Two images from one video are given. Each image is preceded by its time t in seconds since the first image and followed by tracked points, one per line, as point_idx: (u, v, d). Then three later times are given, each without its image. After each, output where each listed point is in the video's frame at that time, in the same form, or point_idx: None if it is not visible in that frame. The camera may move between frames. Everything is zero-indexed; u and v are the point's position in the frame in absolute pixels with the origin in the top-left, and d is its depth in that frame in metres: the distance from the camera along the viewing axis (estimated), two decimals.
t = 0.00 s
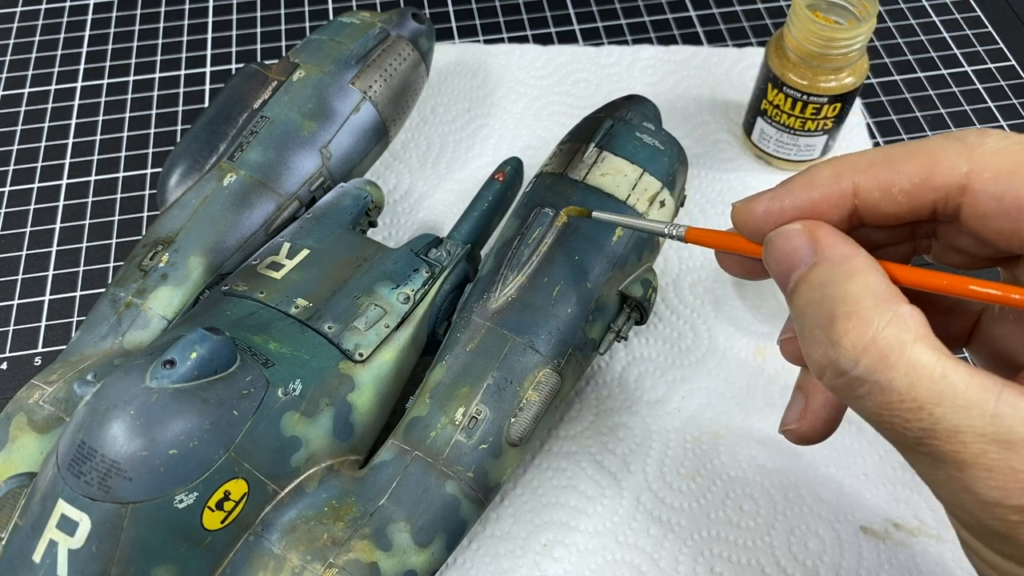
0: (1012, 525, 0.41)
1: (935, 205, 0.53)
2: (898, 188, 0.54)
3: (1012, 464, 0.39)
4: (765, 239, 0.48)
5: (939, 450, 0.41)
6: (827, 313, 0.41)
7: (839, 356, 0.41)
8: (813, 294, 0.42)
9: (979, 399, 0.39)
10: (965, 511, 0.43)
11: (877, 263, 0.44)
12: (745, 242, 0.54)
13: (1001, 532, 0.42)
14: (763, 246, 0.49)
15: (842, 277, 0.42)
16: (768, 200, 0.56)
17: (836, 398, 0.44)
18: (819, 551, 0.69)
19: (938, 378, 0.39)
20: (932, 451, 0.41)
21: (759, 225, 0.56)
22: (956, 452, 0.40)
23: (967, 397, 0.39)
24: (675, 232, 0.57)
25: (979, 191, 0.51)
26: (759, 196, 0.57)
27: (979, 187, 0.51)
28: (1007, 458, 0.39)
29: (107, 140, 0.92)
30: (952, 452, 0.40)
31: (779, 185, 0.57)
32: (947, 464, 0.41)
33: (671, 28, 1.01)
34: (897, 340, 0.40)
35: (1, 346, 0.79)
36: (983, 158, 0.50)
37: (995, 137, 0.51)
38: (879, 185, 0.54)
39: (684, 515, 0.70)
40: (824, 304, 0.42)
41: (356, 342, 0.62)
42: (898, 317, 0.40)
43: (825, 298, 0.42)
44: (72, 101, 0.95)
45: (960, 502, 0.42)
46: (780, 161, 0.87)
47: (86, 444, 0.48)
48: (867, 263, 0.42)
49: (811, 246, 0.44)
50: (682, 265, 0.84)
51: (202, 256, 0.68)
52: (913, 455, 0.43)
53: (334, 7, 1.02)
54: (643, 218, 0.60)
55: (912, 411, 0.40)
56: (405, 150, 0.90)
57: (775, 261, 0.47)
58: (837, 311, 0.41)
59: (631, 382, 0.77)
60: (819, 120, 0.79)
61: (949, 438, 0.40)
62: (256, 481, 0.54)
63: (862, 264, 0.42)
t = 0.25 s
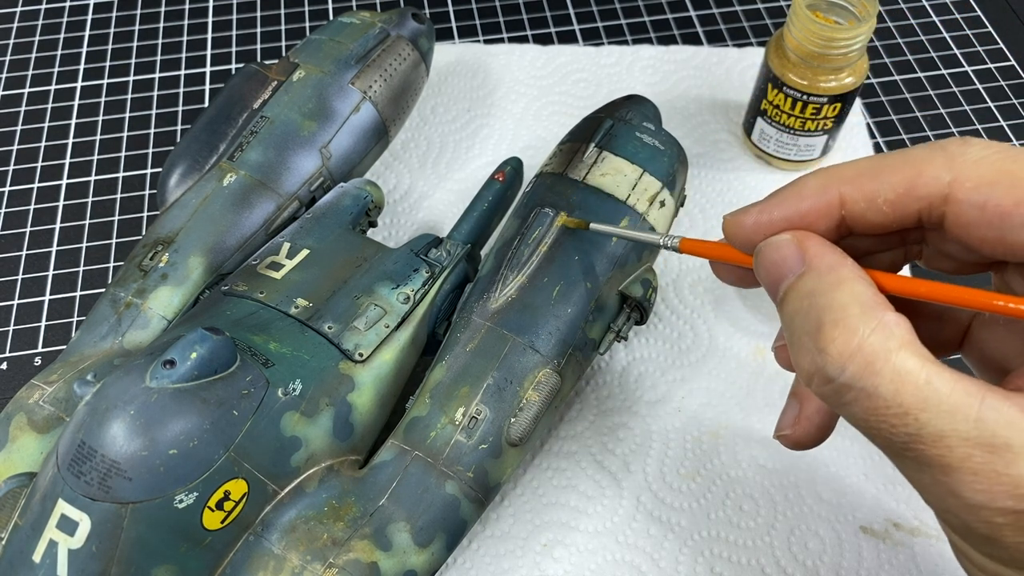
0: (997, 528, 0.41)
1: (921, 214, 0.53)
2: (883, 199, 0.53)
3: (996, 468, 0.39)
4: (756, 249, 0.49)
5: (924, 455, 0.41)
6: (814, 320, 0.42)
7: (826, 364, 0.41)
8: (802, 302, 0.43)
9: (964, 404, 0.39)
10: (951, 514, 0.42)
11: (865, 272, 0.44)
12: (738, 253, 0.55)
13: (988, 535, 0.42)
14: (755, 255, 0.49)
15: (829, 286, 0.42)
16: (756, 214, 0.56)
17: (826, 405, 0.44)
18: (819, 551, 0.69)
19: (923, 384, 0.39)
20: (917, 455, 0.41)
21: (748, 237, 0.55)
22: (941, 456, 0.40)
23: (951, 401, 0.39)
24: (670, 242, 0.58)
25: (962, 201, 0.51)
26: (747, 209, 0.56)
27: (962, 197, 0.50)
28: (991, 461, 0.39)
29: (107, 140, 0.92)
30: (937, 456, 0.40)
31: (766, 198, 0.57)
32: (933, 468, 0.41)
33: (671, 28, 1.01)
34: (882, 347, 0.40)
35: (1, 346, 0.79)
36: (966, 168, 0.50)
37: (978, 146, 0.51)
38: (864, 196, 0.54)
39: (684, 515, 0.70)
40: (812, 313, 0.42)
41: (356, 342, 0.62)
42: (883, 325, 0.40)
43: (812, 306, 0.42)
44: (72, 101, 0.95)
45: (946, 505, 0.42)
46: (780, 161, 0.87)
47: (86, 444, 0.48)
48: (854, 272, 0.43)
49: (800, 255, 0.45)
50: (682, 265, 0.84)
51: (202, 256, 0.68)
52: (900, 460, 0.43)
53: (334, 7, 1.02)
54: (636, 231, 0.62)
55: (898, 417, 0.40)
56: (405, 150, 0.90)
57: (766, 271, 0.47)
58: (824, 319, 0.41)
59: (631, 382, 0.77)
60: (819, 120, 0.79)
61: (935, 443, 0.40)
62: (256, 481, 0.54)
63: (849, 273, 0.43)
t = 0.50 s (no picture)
0: (1002, 546, 0.40)
1: (917, 225, 0.53)
2: (878, 211, 0.53)
3: (1001, 485, 0.39)
4: (749, 261, 0.48)
5: (927, 472, 0.40)
6: (813, 335, 0.41)
7: (825, 380, 0.41)
8: (799, 317, 0.42)
9: (966, 420, 0.39)
10: (956, 532, 0.42)
11: (860, 285, 0.44)
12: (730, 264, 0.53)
13: (992, 553, 0.41)
14: (748, 267, 0.48)
15: (827, 300, 0.42)
16: (749, 225, 0.54)
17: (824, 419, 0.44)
18: (819, 551, 0.69)
19: (925, 400, 0.39)
20: (920, 472, 0.41)
21: (742, 250, 0.53)
22: (944, 473, 0.40)
23: (954, 417, 0.39)
24: (661, 254, 0.55)
25: (959, 212, 0.50)
26: (741, 221, 0.55)
27: (959, 209, 0.50)
28: (996, 478, 0.39)
29: (107, 140, 0.92)
30: (941, 473, 0.40)
31: (760, 209, 0.56)
32: (935, 486, 0.41)
33: (671, 28, 1.01)
34: (882, 362, 0.40)
35: (1, 346, 0.79)
36: (962, 179, 0.50)
37: (974, 157, 0.50)
38: (859, 208, 0.53)
39: (684, 515, 0.70)
40: (810, 328, 0.42)
41: (356, 342, 0.62)
42: (883, 340, 0.40)
43: (810, 321, 0.42)
44: (72, 101, 0.95)
45: (950, 522, 0.41)
46: (780, 161, 0.87)
47: (86, 444, 0.48)
48: (850, 285, 0.42)
49: (795, 268, 0.44)
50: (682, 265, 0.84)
51: (202, 256, 0.68)
52: (904, 479, 0.42)
53: (333, 7, 1.02)
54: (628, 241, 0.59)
55: (900, 433, 0.40)
56: (405, 150, 0.90)
57: (759, 284, 0.46)
58: (822, 334, 0.41)
59: (631, 382, 0.77)
60: (819, 120, 0.79)
61: (938, 460, 0.40)
62: (256, 481, 0.54)
63: (847, 286, 0.42)
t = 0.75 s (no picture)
0: (992, 545, 0.40)
1: (905, 231, 0.53)
2: (867, 217, 0.53)
3: (990, 485, 0.39)
4: (743, 266, 0.49)
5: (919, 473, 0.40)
6: (804, 339, 0.41)
7: (817, 383, 0.41)
8: (790, 321, 0.43)
9: (954, 421, 0.39)
10: (947, 532, 0.42)
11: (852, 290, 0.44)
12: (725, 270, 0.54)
13: (982, 553, 0.41)
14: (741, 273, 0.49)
15: (818, 304, 0.42)
16: (740, 232, 0.55)
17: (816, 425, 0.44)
18: (819, 551, 0.69)
19: (916, 402, 0.39)
20: (911, 473, 0.41)
21: (734, 255, 0.54)
22: (935, 474, 0.40)
23: (942, 419, 0.39)
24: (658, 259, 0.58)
25: (945, 217, 0.50)
26: (733, 226, 0.55)
27: (946, 214, 0.50)
28: (985, 478, 0.39)
29: (107, 140, 0.92)
30: (930, 474, 0.40)
31: (749, 216, 0.56)
32: (926, 486, 0.41)
33: (671, 28, 1.01)
34: (873, 365, 0.40)
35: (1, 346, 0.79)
36: (949, 185, 0.50)
37: (960, 162, 0.50)
38: (848, 214, 0.53)
39: (684, 515, 0.70)
40: (801, 332, 0.42)
41: (356, 342, 0.62)
42: (873, 343, 0.40)
43: (801, 324, 0.42)
44: (72, 101, 0.95)
45: (939, 522, 0.41)
46: (780, 161, 0.87)
47: (86, 444, 0.48)
48: (841, 289, 0.43)
49: (787, 272, 0.45)
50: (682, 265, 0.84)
51: (202, 256, 0.68)
52: (895, 480, 0.42)
53: (334, 7, 1.02)
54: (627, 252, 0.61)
55: (891, 436, 0.40)
56: (405, 150, 0.90)
57: (753, 288, 0.47)
58: (814, 338, 0.41)
59: (631, 382, 0.77)
60: (819, 120, 0.79)
61: (928, 460, 0.40)
62: (257, 481, 0.54)
63: (837, 290, 0.42)
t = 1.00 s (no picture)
0: (1005, 541, 0.41)
1: (919, 223, 0.53)
2: (880, 209, 0.53)
3: (1002, 481, 0.39)
4: (753, 258, 0.48)
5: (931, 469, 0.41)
6: (818, 332, 0.41)
7: (830, 377, 0.41)
8: (803, 313, 0.42)
9: (969, 417, 0.39)
10: (960, 529, 0.42)
11: (865, 283, 0.44)
12: (732, 262, 0.53)
13: (994, 549, 0.42)
14: (752, 263, 0.48)
15: (832, 297, 0.41)
16: (751, 224, 0.54)
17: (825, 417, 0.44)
18: (819, 551, 0.69)
19: (928, 397, 0.39)
20: (924, 469, 0.41)
21: (746, 246, 0.53)
22: (949, 469, 0.40)
23: (957, 414, 0.39)
24: (664, 251, 0.55)
25: (960, 210, 0.50)
26: (744, 219, 0.54)
27: (961, 206, 0.50)
28: (999, 474, 0.39)
29: (106, 140, 0.92)
30: (945, 469, 0.40)
31: (761, 208, 0.55)
32: (940, 483, 0.41)
33: (671, 28, 1.01)
34: (887, 359, 0.39)
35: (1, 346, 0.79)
36: (965, 178, 0.50)
37: (977, 155, 0.51)
38: (862, 206, 0.53)
39: (684, 515, 0.70)
40: (814, 324, 0.41)
41: (356, 342, 0.62)
42: (887, 338, 0.40)
43: (815, 317, 0.41)
44: (72, 101, 0.95)
45: (952, 518, 0.42)
46: (780, 161, 0.87)
47: (86, 444, 0.48)
48: (855, 283, 0.42)
49: (800, 265, 0.44)
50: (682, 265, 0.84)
51: (202, 256, 0.68)
52: (907, 474, 0.43)
53: (334, 7, 1.02)
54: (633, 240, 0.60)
55: (905, 430, 0.40)
56: (405, 150, 0.90)
57: (765, 279, 0.46)
58: (828, 331, 0.40)
59: (631, 382, 0.77)
60: (819, 120, 0.79)
61: (942, 456, 0.40)
62: (256, 481, 0.54)
63: (851, 283, 0.42)
